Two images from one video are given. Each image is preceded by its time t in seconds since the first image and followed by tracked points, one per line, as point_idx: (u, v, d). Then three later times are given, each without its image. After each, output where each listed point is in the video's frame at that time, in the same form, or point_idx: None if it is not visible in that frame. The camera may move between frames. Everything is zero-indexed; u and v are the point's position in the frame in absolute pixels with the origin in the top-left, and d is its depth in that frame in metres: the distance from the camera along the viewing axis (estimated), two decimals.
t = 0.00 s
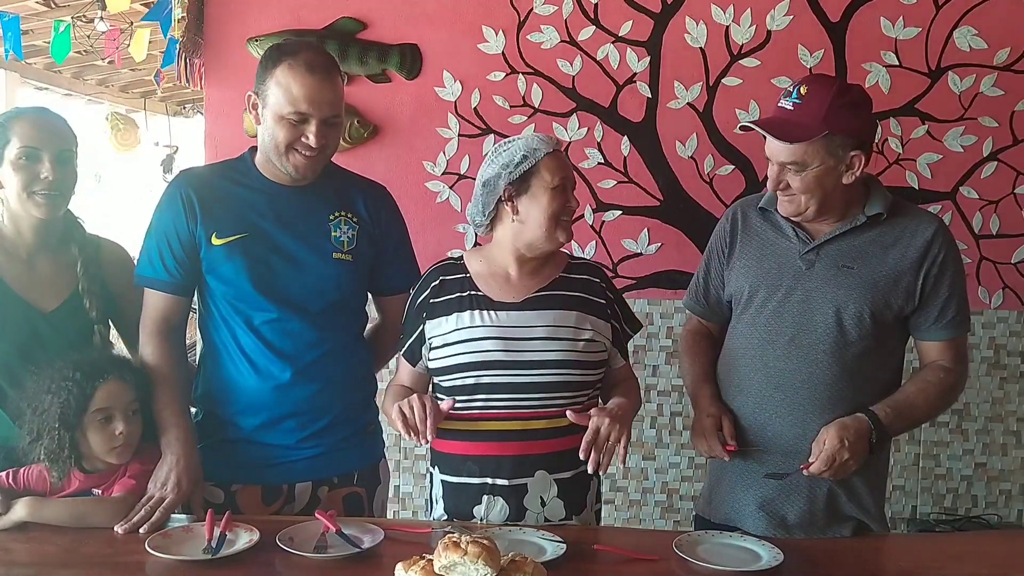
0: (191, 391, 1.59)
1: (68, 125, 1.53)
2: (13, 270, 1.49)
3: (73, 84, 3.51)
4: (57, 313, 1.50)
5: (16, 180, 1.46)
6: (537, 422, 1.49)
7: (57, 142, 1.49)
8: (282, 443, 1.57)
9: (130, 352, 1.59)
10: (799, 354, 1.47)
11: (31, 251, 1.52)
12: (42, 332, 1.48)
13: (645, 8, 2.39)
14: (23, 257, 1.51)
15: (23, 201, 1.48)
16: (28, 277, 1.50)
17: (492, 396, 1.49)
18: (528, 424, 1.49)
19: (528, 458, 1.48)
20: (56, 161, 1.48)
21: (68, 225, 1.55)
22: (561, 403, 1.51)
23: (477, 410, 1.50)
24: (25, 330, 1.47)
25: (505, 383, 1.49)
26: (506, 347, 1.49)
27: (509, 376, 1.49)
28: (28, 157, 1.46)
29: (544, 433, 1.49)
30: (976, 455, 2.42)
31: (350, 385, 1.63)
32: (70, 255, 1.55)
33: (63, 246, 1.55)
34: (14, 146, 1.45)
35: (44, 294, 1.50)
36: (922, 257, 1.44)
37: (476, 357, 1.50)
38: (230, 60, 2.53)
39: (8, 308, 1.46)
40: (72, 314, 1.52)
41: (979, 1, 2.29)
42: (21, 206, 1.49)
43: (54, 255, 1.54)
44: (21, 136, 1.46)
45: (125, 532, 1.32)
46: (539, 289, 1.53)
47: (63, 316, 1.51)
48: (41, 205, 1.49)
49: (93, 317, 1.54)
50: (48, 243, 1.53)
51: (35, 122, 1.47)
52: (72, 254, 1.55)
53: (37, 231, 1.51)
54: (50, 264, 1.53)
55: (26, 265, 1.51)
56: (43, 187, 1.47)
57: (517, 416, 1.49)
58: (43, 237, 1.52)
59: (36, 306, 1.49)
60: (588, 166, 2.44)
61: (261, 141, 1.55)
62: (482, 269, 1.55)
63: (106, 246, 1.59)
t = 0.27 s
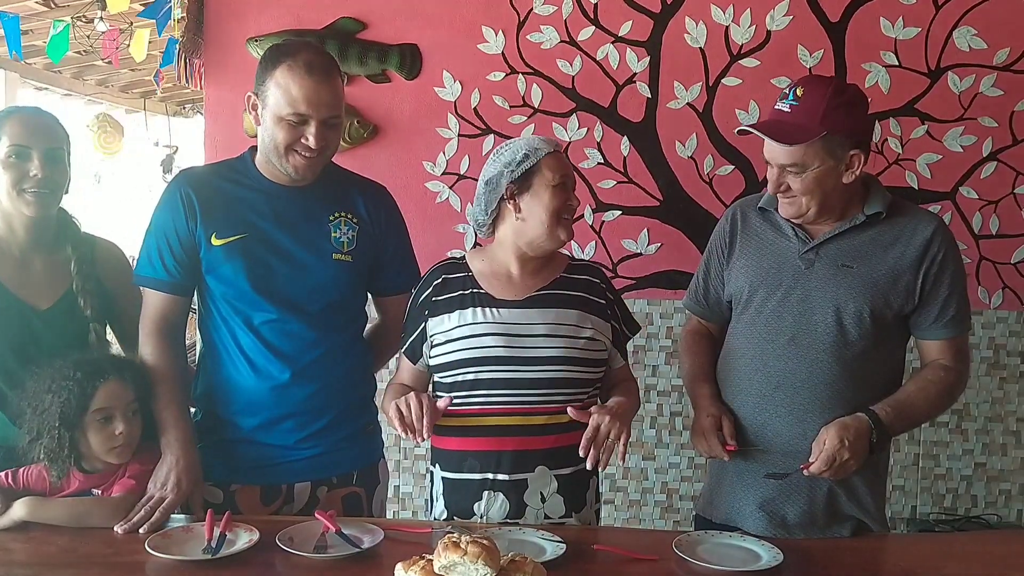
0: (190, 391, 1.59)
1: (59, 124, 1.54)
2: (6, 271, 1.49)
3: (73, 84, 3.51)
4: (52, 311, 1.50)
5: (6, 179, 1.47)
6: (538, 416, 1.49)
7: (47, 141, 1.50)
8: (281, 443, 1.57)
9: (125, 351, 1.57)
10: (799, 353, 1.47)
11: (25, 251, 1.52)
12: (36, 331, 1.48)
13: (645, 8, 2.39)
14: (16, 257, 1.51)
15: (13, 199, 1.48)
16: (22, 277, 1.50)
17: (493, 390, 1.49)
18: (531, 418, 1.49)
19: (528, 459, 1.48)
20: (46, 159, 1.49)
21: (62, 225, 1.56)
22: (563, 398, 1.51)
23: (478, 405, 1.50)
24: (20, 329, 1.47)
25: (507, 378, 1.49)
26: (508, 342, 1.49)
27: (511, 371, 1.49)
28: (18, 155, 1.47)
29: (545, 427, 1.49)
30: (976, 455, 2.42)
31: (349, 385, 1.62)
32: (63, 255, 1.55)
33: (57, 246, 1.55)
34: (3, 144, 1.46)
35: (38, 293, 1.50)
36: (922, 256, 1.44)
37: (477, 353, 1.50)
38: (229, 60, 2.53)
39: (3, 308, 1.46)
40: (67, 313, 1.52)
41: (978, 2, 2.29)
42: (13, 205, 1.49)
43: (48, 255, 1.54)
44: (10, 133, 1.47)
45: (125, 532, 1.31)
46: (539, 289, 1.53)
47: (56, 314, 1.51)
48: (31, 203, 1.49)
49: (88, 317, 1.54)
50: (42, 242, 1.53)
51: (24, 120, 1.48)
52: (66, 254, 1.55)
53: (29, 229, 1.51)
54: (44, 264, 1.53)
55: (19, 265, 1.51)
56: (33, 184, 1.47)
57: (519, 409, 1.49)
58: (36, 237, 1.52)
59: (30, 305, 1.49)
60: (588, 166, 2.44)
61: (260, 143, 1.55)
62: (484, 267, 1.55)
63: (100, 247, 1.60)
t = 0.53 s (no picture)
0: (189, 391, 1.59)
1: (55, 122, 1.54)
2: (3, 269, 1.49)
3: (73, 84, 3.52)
4: (50, 310, 1.50)
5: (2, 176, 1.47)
6: (537, 410, 1.49)
7: (43, 139, 1.49)
8: (280, 442, 1.57)
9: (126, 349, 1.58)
10: (798, 352, 1.47)
11: (21, 249, 1.51)
12: (33, 329, 1.48)
13: (645, 8, 2.39)
14: (13, 256, 1.51)
15: (8, 197, 1.48)
16: (19, 276, 1.50)
17: (492, 386, 1.49)
18: (527, 412, 1.49)
19: (527, 458, 1.48)
20: (42, 157, 1.49)
21: (58, 223, 1.56)
22: (560, 394, 1.50)
23: (478, 400, 1.50)
24: (18, 328, 1.47)
25: (504, 374, 1.49)
26: (506, 337, 1.49)
27: (508, 367, 1.49)
28: (13, 153, 1.47)
29: (542, 423, 1.49)
30: (976, 455, 2.42)
31: (348, 385, 1.62)
32: (60, 254, 1.55)
33: (54, 245, 1.55)
34: None
35: (36, 292, 1.50)
36: (920, 254, 1.44)
37: (476, 348, 1.50)
38: (229, 60, 2.53)
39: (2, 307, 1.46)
40: (65, 312, 1.52)
41: (979, 1, 2.29)
42: (9, 203, 1.49)
43: (45, 254, 1.54)
44: (6, 131, 1.47)
45: (124, 532, 1.31)
46: (538, 288, 1.52)
47: (54, 313, 1.51)
48: (27, 201, 1.49)
49: (86, 315, 1.54)
50: (38, 241, 1.53)
51: (20, 118, 1.48)
52: (63, 253, 1.55)
53: (26, 227, 1.51)
54: (41, 262, 1.53)
55: (16, 264, 1.51)
56: (29, 182, 1.48)
57: (518, 404, 1.49)
58: (33, 236, 1.52)
59: (27, 304, 1.49)
60: (588, 166, 2.44)
61: (260, 143, 1.55)
62: (482, 266, 1.56)
63: (98, 246, 1.60)
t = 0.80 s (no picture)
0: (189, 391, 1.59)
1: (54, 121, 1.53)
2: (3, 269, 1.48)
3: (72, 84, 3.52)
4: (49, 309, 1.50)
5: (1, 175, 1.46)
6: (535, 410, 1.49)
7: (42, 138, 1.49)
8: (280, 442, 1.57)
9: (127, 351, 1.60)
10: (798, 352, 1.47)
11: (22, 249, 1.52)
12: (33, 329, 1.48)
13: (645, 7, 2.39)
14: (13, 256, 1.51)
15: (7, 196, 1.47)
16: (19, 275, 1.50)
17: (491, 386, 1.49)
18: (525, 412, 1.49)
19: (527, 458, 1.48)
20: (41, 157, 1.48)
21: (59, 225, 1.56)
22: (558, 392, 1.50)
23: (477, 400, 1.50)
24: (18, 328, 1.47)
25: (504, 374, 1.49)
26: (505, 337, 1.49)
27: (506, 365, 1.49)
28: (12, 153, 1.46)
29: (541, 422, 1.49)
30: (975, 455, 2.42)
31: (348, 385, 1.62)
32: (61, 254, 1.55)
33: (54, 245, 1.55)
34: None
35: (36, 291, 1.50)
36: (920, 254, 1.44)
37: (475, 348, 1.50)
38: (229, 59, 2.53)
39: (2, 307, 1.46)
40: (64, 312, 1.52)
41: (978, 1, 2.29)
42: (9, 202, 1.49)
43: (45, 253, 1.54)
44: (6, 130, 1.46)
45: (124, 532, 1.31)
46: (536, 288, 1.52)
47: (54, 313, 1.51)
48: (26, 200, 1.48)
49: (86, 315, 1.54)
50: (39, 241, 1.53)
51: (19, 118, 1.48)
52: (64, 253, 1.55)
53: (26, 228, 1.51)
54: (41, 262, 1.53)
55: (16, 264, 1.51)
56: (28, 181, 1.47)
57: (516, 404, 1.49)
58: (34, 236, 1.52)
59: (27, 304, 1.49)
60: (588, 166, 2.44)
61: (261, 143, 1.55)
62: (480, 266, 1.56)
63: (97, 245, 1.60)
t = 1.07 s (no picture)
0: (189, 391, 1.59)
1: (60, 121, 1.53)
2: (9, 270, 1.48)
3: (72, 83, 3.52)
4: (55, 310, 1.50)
5: (7, 175, 1.46)
6: (532, 410, 1.49)
7: (47, 137, 1.49)
8: (280, 442, 1.57)
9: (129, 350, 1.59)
10: (801, 352, 1.47)
11: (27, 250, 1.51)
12: (37, 329, 1.48)
13: (644, 7, 2.39)
14: (19, 256, 1.50)
15: (13, 195, 1.48)
16: (25, 276, 1.50)
17: (488, 386, 1.49)
18: (521, 412, 1.48)
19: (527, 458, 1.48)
20: (46, 156, 1.48)
21: (65, 224, 1.56)
22: (556, 392, 1.50)
23: (475, 400, 1.50)
24: (23, 329, 1.47)
25: (501, 374, 1.49)
26: (502, 337, 1.49)
27: (504, 364, 1.49)
28: (18, 152, 1.46)
29: (538, 422, 1.49)
30: (975, 455, 2.42)
31: (348, 385, 1.62)
32: (67, 255, 1.54)
33: (60, 246, 1.54)
34: (3, 141, 1.46)
35: (41, 292, 1.50)
36: (922, 254, 1.45)
37: (471, 348, 1.50)
38: (228, 59, 2.53)
39: (5, 307, 1.45)
40: (70, 312, 1.52)
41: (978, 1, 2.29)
42: (14, 202, 1.49)
43: (51, 254, 1.53)
44: (11, 130, 1.47)
45: (123, 532, 1.31)
46: (535, 288, 1.52)
47: (60, 314, 1.50)
48: (31, 199, 1.48)
49: (91, 316, 1.54)
50: (44, 242, 1.53)
51: (25, 117, 1.48)
52: (69, 254, 1.54)
53: (31, 228, 1.51)
54: (47, 263, 1.52)
55: (22, 264, 1.50)
56: (33, 181, 1.47)
57: (512, 404, 1.49)
58: (40, 237, 1.52)
59: (32, 305, 1.48)
60: (587, 166, 2.44)
61: (263, 143, 1.55)
62: (479, 266, 1.55)
63: (103, 245, 1.59)
